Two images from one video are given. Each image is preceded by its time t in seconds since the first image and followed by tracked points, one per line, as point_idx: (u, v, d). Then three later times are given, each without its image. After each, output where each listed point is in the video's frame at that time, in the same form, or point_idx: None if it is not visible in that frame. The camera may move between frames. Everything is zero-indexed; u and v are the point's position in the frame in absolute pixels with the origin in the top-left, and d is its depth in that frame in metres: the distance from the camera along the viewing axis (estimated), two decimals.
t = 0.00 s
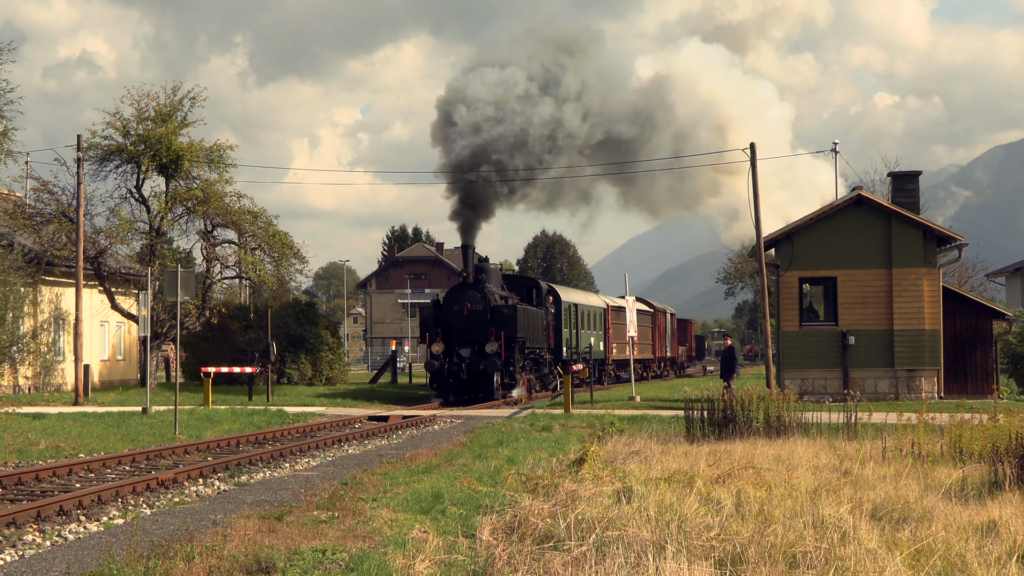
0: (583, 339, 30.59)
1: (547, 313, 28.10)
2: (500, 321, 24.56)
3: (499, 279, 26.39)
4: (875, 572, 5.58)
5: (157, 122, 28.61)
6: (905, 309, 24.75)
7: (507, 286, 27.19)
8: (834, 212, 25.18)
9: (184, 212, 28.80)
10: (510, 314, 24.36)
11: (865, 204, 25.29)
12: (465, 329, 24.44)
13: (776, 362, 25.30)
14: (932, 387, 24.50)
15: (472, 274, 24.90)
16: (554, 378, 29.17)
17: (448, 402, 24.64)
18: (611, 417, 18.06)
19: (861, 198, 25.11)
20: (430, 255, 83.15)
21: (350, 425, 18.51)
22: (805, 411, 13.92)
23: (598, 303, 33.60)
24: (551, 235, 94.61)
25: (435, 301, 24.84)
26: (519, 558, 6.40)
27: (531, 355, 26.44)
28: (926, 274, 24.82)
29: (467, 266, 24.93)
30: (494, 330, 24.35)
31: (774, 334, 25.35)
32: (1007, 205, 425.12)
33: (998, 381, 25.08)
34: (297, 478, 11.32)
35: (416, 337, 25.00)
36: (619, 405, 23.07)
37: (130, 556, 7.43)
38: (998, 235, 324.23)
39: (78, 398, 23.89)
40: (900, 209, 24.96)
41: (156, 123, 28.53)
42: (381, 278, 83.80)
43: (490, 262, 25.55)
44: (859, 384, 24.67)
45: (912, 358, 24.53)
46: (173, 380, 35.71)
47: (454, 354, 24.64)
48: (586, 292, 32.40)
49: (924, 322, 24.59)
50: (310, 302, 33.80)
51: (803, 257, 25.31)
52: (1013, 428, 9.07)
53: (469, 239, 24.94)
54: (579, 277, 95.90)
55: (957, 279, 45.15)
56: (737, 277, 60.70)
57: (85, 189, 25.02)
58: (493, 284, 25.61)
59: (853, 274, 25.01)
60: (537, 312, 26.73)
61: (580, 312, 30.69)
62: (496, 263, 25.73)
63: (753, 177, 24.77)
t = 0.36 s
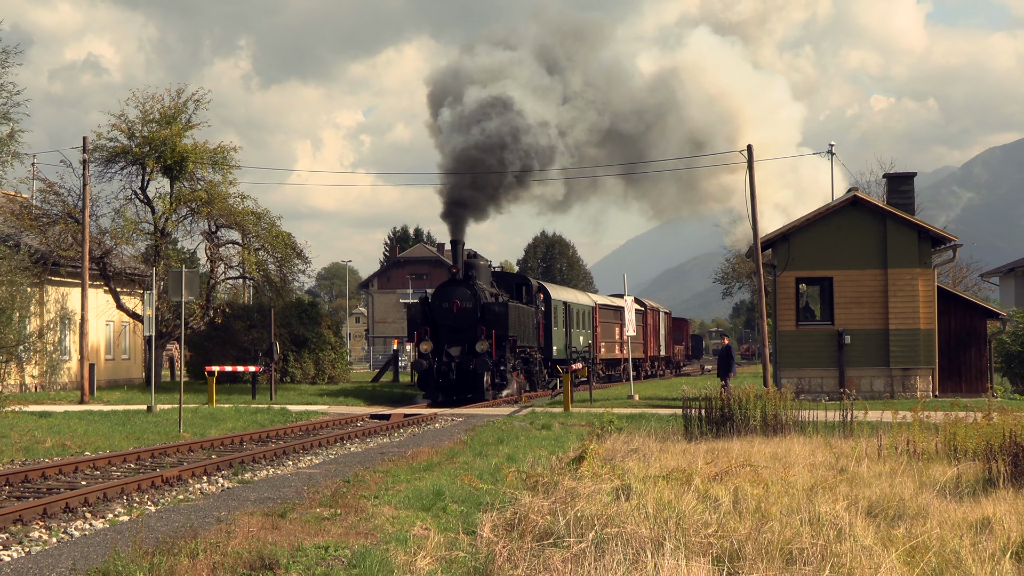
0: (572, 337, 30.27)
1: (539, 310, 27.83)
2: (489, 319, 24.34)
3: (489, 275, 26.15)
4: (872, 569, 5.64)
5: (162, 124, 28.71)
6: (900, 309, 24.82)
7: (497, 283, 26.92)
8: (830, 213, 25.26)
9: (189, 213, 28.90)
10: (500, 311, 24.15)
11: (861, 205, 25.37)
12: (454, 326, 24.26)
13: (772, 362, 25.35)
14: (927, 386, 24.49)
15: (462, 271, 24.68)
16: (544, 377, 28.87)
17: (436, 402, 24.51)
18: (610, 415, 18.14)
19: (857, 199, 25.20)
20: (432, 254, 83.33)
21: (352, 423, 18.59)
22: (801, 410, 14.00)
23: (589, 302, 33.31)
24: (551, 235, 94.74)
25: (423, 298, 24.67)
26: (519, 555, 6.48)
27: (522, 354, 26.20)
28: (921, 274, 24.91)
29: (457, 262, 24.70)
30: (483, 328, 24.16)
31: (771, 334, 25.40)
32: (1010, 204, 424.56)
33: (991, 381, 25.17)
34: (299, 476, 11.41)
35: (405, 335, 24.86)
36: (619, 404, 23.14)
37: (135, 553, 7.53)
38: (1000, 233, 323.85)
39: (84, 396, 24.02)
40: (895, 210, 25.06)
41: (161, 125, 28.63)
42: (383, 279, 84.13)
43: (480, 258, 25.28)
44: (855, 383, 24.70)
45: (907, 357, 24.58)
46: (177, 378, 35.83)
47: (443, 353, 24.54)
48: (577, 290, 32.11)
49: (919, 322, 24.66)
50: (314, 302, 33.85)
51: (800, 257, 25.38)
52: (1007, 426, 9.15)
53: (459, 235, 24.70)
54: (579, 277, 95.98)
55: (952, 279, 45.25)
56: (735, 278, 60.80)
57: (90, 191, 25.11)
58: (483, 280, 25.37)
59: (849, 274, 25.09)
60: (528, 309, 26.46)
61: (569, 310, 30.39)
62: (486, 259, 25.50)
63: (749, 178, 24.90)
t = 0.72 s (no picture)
0: (561, 336, 29.93)
1: (530, 307, 27.61)
2: (479, 316, 24.17)
3: (479, 271, 25.97)
4: (868, 565, 5.71)
5: (166, 126, 28.82)
6: (896, 308, 24.89)
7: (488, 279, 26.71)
8: (826, 214, 25.33)
9: (193, 214, 29.02)
10: (490, 309, 24.00)
11: (857, 206, 25.44)
12: (444, 324, 24.08)
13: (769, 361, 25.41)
14: (923, 384, 24.54)
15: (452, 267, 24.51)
16: (535, 376, 28.61)
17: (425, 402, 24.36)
18: (609, 413, 18.23)
19: (853, 200, 25.28)
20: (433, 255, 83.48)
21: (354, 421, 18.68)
22: (799, 408, 14.05)
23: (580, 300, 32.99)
24: (552, 235, 94.81)
25: (411, 295, 24.48)
26: (519, 551, 6.55)
27: (513, 352, 26.00)
28: (917, 274, 24.98)
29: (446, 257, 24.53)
30: (473, 326, 24.01)
31: (768, 334, 25.45)
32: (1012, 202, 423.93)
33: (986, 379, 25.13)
34: (303, 473, 11.51)
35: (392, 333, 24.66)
36: (618, 402, 23.23)
37: (140, 549, 7.62)
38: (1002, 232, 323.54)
39: (90, 395, 24.15)
40: (891, 211, 25.15)
41: (165, 127, 28.75)
42: (384, 279, 84.27)
43: (469, 253, 25.07)
44: (851, 381, 24.76)
45: (903, 355, 24.65)
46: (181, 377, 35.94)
47: (432, 352, 24.44)
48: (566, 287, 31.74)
49: (914, 321, 24.72)
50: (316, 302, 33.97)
51: (796, 258, 25.45)
52: (1002, 424, 9.21)
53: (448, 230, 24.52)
54: (579, 278, 96.04)
55: (947, 279, 45.35)
56: (733, 277, 60.86)
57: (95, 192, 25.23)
58: (472, 276, 25.20)
59: (845, 274, 25.16)
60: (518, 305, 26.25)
61: (558, 308, 30.01)
62: (476, 254, 25.30)
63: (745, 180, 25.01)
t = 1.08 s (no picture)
0: (550, 335, 29.28)
1: (521, 305, 27.19)
2: (468, 313, 23.79)
3: (468, 267, 25.63)
4: (865, 561, 5.79)
5: (171, 127, 28.93)
6: (892, 307, 24.94)
7: (477, 275, 26.32)
8: (823, 214, 25.39)
9: (198, 215, 29.11)
10: (479, 306, 23.63)
11: (854, 206, 25.49)
12: (432, 321, 23.76)
13: (767, 360, 25.51)
14: (919, 382, 24.62)
15: (440, 263, 24.18)
16: (524, 374, 28.10)
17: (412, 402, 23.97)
18: (608, 412, 18.29)
19: (849, 201, 25.33)
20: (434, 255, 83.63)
21: (357, 419, 18.77)
22: (796, 406, 14.12)
23: (571, 297, 32.40)
24: (551, 235, 94.93)
25: (398, 291, 24.13)
26: (520, 548, 6.63)
27: (502, 350, 25.54)
28: (913, 273, 25.01)
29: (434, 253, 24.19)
30: (462, 324, 23.65)
31: (766, 333, 25.56)
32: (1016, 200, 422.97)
33: (982, 377, 25.16)
34: (306, 470, 11.60)
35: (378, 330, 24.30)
36: (618, 400, 23.32)
37: (146, 546, 7.71)
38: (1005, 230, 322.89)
39: (96, 393, 24.26)
40: (888, 212, 25.20)
41: (171, 128, 28.87)
42: (386, 278, 84.45)
43: (458, 249, 24.74)
44: (848, 380, 24.86)
45: (898, 354, 24.72)
46: (186, 376, 36.09)
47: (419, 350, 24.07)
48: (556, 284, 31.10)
49: (910, 321, 24.77)
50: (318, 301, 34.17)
51: (794, 257, 25.52)
52: (996, 422, 9.28)
53: (437, 225, 24.21)
54: (579, 277, 96.12)
55: (942, 279, 45.46)
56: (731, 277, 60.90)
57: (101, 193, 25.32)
58: (461, 272, 24.85)
59: (842, 273, 25.22)
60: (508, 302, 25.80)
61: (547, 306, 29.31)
62: (466, 250, 24.94)
63: (744, 180, 25.08)
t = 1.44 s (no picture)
0: (542, 333, 28.58)
1: (513, 301, 26.50)
2: (455, 310, 23.09)
3: (457, 263, 24.99)
4: (861, 557, 5.86)
5: (176, 129, 29.04)
6: (888, 307, 25.08)
7: (467, 271, 25.68)
8: (820, 215, 25.50)
9: (202, 215, 29.21)
10: (467, 302, 22.92)
11: (850, 207, 25.62)
12: (418, 319, 23.10)
13: (764, 358, 25.58)
14: (914, 380, 24.80)
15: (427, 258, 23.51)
16: (516, 373, 27.33)
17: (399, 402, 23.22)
18: (607, 410, 18.37)
19: (846, 201, 25.46)
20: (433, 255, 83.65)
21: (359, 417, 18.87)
22: (793, 405, 14.19)
23: (563, 294, 31.79)
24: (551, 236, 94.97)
25: (383, 288, 23.50)
26: (520, 544, 6.71)
27: (493, 349, 24.80)
28: (909, 273, 25.17)
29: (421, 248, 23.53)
30: (449, 321, 22.96)
31: (764, 332, 25.62)
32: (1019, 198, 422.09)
33: (976, 376, 25.38)
34: (309, 468, 11.70)
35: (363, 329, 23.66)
36: (617, 398, 23.40)
37: (151, 542, 7.81)
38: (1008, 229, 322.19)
39: (102, 391, 24.35)
40: (884, 212, 25.34)
41: (175, 130, 28.98)
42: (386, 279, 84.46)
43: (447, 244, 24.11)
44: (845, 378, 25.00)
45: (894, 352, 24.88)
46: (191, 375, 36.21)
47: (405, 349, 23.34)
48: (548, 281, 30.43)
49: (906, 319, 24.95)
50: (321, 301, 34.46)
51: (791, 257, 25.61)
52: (990, 420, 9.35)
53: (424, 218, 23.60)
54: (579, 277, 96.11)
55: (937, 278, 45.55)
56: (729, 277, 60.86)
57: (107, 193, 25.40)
58: (449, 267, 24.23)
59: (839, 273, 25.33)
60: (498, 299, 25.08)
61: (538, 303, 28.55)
62: (455, 245, 24.31)
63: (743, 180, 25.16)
